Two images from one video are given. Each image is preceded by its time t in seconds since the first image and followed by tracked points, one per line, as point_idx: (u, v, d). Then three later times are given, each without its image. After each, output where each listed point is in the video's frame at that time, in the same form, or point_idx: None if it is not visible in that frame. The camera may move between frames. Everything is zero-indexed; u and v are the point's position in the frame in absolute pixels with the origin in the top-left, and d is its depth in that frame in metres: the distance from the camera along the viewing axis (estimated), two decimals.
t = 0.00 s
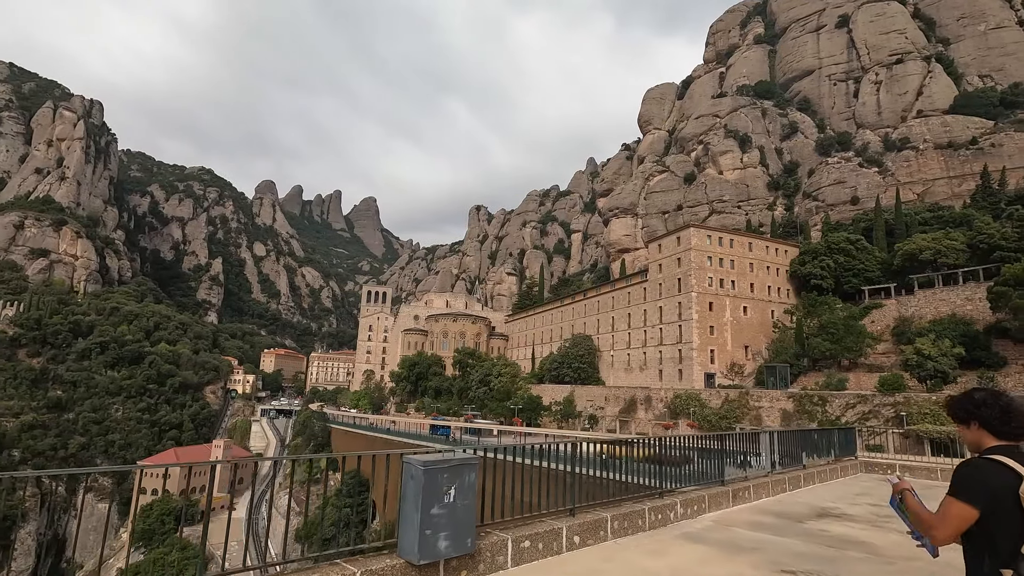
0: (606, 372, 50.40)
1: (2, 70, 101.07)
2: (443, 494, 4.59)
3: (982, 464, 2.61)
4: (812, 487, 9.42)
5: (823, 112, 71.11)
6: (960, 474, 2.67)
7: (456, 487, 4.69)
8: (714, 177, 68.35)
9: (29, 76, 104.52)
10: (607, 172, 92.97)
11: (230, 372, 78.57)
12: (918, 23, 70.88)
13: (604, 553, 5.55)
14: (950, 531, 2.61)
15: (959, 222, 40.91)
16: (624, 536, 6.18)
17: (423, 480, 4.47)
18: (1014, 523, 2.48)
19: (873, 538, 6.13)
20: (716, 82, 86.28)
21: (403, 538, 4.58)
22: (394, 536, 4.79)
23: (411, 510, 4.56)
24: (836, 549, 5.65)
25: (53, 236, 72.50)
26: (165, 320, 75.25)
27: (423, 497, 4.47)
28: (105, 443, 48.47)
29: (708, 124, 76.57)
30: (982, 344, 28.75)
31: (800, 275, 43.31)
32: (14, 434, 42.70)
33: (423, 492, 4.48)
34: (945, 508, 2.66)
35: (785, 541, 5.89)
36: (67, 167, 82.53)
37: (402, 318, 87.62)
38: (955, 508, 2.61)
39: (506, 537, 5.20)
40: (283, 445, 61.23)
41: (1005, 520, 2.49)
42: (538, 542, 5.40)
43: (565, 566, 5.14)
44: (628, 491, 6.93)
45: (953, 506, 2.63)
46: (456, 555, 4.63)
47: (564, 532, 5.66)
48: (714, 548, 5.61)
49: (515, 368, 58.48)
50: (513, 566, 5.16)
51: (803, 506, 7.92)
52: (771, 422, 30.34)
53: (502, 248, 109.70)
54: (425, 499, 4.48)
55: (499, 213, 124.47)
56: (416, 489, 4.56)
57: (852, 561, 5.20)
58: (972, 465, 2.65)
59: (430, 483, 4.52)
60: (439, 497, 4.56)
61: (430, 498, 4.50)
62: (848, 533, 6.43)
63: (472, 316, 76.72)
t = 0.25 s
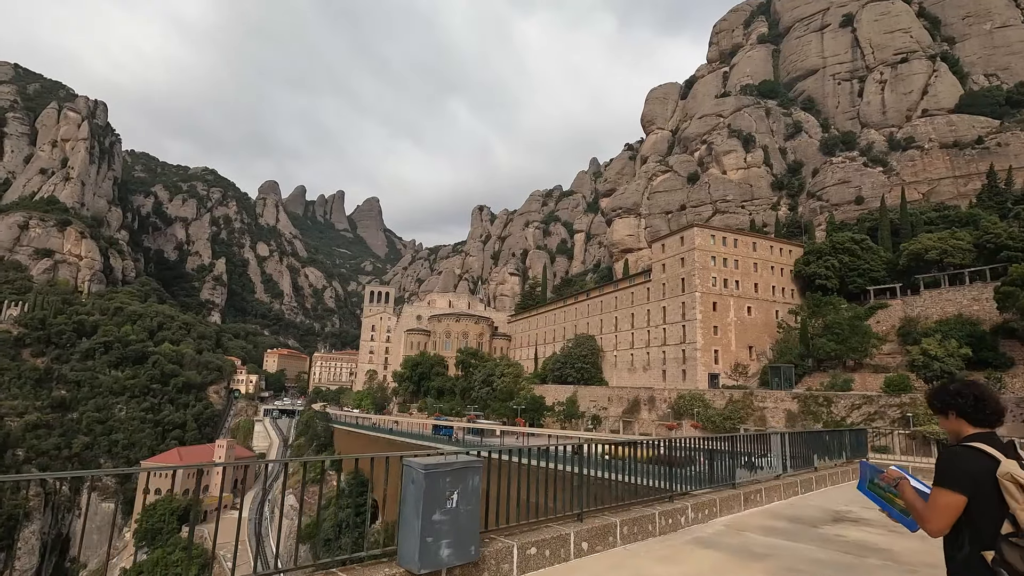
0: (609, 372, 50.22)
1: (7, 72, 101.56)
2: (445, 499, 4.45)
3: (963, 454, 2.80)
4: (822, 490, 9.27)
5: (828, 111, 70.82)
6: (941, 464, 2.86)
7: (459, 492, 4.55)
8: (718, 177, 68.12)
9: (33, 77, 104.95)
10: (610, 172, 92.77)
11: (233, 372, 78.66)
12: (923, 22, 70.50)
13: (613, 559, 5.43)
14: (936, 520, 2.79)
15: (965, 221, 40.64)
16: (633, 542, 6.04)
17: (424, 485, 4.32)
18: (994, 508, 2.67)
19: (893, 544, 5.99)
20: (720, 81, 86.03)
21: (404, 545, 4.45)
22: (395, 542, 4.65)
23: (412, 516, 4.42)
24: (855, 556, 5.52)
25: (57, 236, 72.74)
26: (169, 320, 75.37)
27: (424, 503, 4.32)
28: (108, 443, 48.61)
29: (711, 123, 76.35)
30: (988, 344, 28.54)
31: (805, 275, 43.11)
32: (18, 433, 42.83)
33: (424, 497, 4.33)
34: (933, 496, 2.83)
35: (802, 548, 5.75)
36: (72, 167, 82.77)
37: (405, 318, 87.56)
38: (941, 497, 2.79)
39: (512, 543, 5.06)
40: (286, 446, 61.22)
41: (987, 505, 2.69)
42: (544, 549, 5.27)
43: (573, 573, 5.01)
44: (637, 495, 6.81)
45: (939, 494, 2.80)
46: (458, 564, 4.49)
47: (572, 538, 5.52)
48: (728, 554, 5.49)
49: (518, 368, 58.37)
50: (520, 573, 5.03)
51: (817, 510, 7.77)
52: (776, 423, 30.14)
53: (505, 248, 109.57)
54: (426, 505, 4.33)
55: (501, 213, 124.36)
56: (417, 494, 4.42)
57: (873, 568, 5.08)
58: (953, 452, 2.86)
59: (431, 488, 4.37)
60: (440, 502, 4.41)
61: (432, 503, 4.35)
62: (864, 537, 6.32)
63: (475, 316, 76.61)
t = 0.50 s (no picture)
0: (612, 372, 50.03)
1: (11, 73, 101.91)
2: (443, 506, 4.26)
3: (938, 461, 2.99)
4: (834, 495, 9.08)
5: (831, 111, 70.55)
6: (919, 468, 3.06)
7: (458, 499, 4.37)
8: (721, 177, 67.91)
9: (37, 78, 105.33)
10: (612, 172, 92.62)
11: (236, 372, 78.70)
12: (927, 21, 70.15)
13: (622, 568, 5.27)
14: (916, 523, 2.99)
15: (970, 221, 40.37)
16: (642, 550, 5.88)
17: (421, 491, 4.12)
18: (964, 510, 2.86)
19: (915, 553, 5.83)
20: (722, 81, 85.80)
21: (400, 555, 4.25)
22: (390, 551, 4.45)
23: (409, 525, 4.23)
24: (879, 567, 5.34)
25: (60, 237, 72.95)
26: (171, 320, 75.43)
27: (420, 510, 4.12)
28: (111, 443, 48.70)
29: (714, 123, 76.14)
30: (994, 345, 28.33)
31: (809, 275, 42.88)
32: (22, 433, 42.89)
33: (421, 504, 4.14)
34: (913, 502, 3.03)
35: (820, 558, 5.59)
36: (75, 168, 82.99)
37: (407, 318, 87.52)
38: (919, 502, 2.99)
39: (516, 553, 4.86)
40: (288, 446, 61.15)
41: (960, 509, 2.87)
42: (549, 558, 5.09)
43: None
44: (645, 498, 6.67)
45: (919, 500, 3.00)
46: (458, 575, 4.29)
47: (578, 545, 5.34)
48: (742, 564, 5.34)
49: (520, 369, 58.27)
50: None
51: (830, 515, 7.59)
52: (780, 424, 29.97)
53: (507, 249, 109.44)
54: (422, 512, 4.13)
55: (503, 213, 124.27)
56: (413, 501, 4.22)
57: None
58: (929, 458, 3.04)
59: (428, 495, 4.17)
60: (438, 511, 4.21)
61: (429, 510, 4.15)
62: (888, 545, 6.15)
63: (477, 316, 76.47)
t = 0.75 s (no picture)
0: (614, 373, 49.84)
1: (15, 74, 102.20)
2: (442, 522, 3.95)
3: (921, 458, 3.00)
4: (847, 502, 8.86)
5: (833, 111, 70.34)
6: (907, 463, 3.06)
7: (458, 515, 4.05)
8: (723, 177, 67.70)
9: (40, 79, 105.58)
10: (614, 172, 92.48)
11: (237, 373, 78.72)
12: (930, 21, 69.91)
13: None
14: (902, 519, 2.96)
15: (974, 221, 40.15)
16: (652, 563, 5.65)
17: (418, 505, 3.81)
18: (949, 508, 2.84)
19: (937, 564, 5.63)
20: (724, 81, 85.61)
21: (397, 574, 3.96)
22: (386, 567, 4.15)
23: (405, 542, 3.93)
24: None
25: (62, 238, 73.04)
26: (173, 321, 75.44)
27: (417, 527, 3.81)
28: (113, 443, 48.77)
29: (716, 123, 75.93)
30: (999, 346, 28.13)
31: (812, 275, 42.69)
32: (24, 434, 42.91)
33: (418, 520, 3.82)
34: (899, 498, 3.01)
35: (841, 571, 5.37)
36: (78, 169, 83.10)
37: (409, 319, 87.49)
38: (904, 498, 2.98)
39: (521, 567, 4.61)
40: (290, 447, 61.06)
41: (944, 507, 2.85)
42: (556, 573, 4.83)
43: None
44: (655, 506, 6.46)
45: (904, 495, 2.99)
46: None
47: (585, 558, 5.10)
48: None
49: (521, 370, 58.14)
50: None
51: (845, 524, 7.38)
52: (783, 425, 29.76)
53: (509, 249, 109.36)
54: (420, 529, 3.83)
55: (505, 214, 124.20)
56: (410, 516, 3.92)
57: None
58: (912, 458, 3.04)
59: (427, 510, 3.87)
60: (436, 527, 3.91)
61: (427, 527, 3.84)
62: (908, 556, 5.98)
63: (479, 317, 76.34)
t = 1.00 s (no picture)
0: (616, 374, 49.69)
1: (17, 76, 102.43)
2: (446, 529, 3.83)
3: (922, 460, 3.12)
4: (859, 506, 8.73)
5: (835, 111, 70.15)
6: (906, 466, 3.18)
7: (461, 521, 3.92)
8: (724, 177, 67.60)
9: (42, 81, 105.79)
10: (616, 173, 92.36)
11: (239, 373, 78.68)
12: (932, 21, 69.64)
13: None
14: (901, 519, 3.09)
15: (978, 221, 39.96)
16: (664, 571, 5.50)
17: (418, 511, 3.70)
18: (948, 510, 2.98)
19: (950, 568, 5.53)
20: (726, 81, 85.48)
21: None
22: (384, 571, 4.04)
23: (405, 550, 3.79)
24: None
25: (64, 239, 73.10)
26: (175, 322, 75.38)
27: (418, 534, 3.70)
28: (114, 445, 48.87)
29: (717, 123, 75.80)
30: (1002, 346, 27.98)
31: (814, 275, 42.55)
32: (25, 435, 43.22)
33: (417, 524, 3.72)
34: (897, 500, 3.14)
35: None
36: (79, 170, 83.19)
37: (410, 319, 87.42)
38: (902, 501, 3.11)
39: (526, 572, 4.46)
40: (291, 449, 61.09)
41: (941, 509, 3.00)
42: None
43: None
44: (666, 510, 6.35)
45: (903, 497, 3.12)
46: None
47: (596, 564, 4.96)
48: None
49: (523, 370, 58.01)
50: None
51: (858, 528, 7.25)
52: (786, 426, 29.57)
53: (509, 250, 109.24)
54: (420, 535, 3.71)
55: (506, 214, 124.12)
56: (410, 521, 3.80)
57: None
58: (913, 464, 3.17)
59: (429, 516, 3.75)
60: (439, 533, 3.79)
61: (429, 533, 3.74)
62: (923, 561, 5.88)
63: (480, 318, 76.23)
